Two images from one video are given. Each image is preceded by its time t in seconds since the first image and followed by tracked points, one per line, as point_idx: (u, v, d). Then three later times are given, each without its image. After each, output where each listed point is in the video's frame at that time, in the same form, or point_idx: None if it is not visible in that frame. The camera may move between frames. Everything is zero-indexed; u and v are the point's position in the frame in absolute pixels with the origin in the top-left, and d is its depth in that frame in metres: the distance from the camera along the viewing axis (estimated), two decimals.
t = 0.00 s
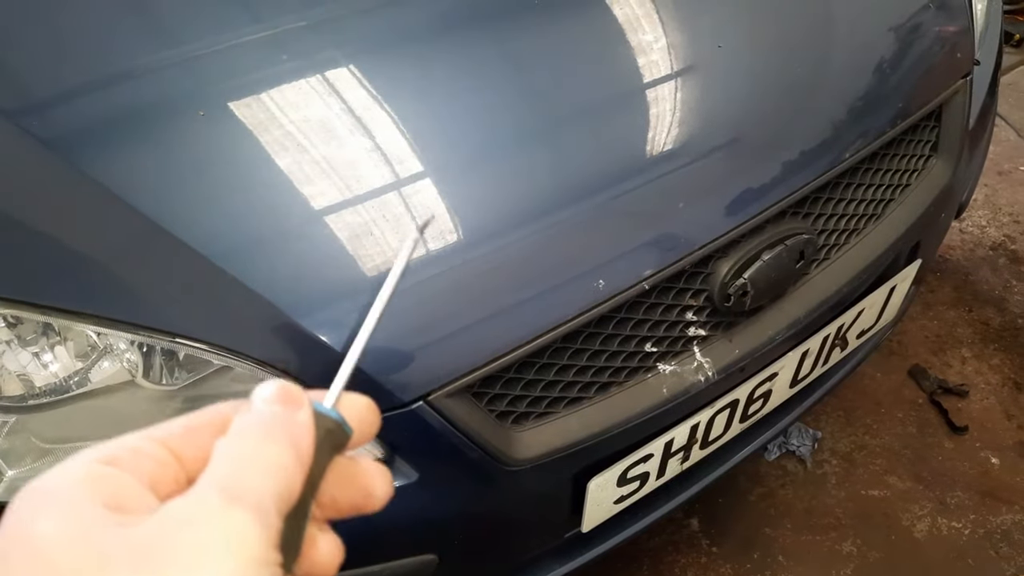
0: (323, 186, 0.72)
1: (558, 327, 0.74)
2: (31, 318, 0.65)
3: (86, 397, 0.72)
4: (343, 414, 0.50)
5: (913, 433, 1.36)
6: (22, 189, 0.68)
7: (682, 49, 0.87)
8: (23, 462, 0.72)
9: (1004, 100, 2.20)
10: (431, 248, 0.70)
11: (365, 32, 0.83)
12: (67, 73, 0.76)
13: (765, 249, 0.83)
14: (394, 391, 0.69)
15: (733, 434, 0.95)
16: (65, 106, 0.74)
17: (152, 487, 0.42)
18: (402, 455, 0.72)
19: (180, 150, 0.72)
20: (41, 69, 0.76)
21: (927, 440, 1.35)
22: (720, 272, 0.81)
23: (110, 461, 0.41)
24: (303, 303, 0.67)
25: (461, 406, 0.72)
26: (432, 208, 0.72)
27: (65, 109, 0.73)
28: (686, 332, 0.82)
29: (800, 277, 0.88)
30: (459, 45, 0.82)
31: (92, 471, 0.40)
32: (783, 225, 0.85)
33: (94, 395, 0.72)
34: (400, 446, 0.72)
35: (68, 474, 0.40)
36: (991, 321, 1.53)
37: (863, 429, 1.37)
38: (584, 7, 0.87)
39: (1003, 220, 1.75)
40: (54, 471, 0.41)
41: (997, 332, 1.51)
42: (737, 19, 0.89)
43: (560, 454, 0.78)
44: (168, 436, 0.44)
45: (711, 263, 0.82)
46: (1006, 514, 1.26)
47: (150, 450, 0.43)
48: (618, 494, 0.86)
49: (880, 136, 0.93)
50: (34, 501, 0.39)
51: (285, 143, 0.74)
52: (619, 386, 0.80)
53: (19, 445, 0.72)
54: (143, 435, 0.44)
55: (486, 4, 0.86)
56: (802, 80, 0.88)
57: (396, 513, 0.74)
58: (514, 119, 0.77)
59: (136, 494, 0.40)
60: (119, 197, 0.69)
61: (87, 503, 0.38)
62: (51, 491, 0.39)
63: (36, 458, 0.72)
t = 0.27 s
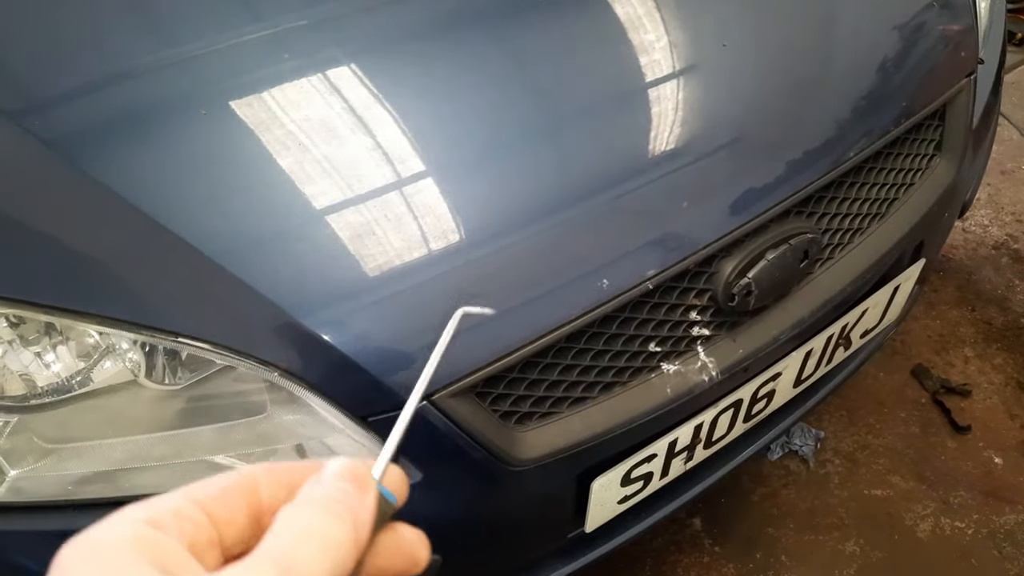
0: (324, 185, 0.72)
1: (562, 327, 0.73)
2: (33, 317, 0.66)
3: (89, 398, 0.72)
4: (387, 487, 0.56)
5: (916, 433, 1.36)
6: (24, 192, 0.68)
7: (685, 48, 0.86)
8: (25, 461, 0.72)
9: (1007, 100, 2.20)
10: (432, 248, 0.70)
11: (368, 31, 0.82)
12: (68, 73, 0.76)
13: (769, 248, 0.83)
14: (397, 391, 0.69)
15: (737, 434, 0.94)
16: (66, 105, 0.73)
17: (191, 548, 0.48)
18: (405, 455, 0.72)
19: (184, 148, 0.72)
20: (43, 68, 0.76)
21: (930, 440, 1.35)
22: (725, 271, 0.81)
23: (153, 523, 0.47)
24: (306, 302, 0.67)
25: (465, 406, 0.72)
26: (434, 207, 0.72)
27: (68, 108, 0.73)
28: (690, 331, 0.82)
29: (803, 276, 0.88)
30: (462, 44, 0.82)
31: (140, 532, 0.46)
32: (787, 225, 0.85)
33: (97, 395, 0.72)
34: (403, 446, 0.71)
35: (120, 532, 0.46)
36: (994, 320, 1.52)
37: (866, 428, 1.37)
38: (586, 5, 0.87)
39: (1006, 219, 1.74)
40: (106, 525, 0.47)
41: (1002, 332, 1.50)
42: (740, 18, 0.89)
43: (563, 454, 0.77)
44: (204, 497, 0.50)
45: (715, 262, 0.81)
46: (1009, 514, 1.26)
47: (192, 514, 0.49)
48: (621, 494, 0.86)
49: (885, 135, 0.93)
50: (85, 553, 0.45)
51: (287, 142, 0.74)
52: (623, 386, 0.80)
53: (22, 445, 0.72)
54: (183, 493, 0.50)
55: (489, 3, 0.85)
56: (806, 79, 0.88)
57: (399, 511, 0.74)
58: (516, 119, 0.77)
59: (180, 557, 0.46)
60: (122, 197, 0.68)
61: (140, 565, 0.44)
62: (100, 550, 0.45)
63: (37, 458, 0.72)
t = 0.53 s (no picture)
0: (327, 183, 0.71)
1: (570, 325, 0.74)
2: (41, 314, 0.66)
3: (95, 395, 0.72)
4: None
5: (919, 431, 1.36)
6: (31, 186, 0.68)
7: (689, 46, 0.86)
8: (32, 459, 0.73)
9: (1010, 98, 2.19)
10: (435, 247, 0.70)
11: (372, 28, 0.82)
12: (73, 70, 0.76)
13: (776, 246, 0.83)
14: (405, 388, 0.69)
15: (743, 433, 0.94)
16: (71, 102, 0.73)
17: None
18: (413, 452, 0.72)
19: (189, 145, 0.71)
20: (47, 65, 0.76)
21: (934, 438, 1.35)
22: (732, 269, 0.81)
23: None
24: (311, 301, 0.67)
25: (473, 404, 0.72)
26: (438, 206, 0.71)
27: (72, 104, 0.73)
28: (697, 329, 0.82)
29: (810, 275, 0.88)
30: (467, 41, 0.82)
31: None
32: (794, 223, 0.85)
33: (103, 392, 0.72)
34: (411, 443, 0.71)
35: None
36: (997, 318, 1.52)
37: (869, 426, 1.36)
38: (590, 3, 0.87)
39: (1009, 217, 1.74)
40: None
41: (1003, 330, 1.50)
42: (745, 16, 0.89)
43: (571, 453, 0.77)
44: None
45: (722, 260, 0.81)
46: (1013, 512, 1.25)
47: None
48: (628, 492, 0.86)
49: (892, 133, 0.93)
50: None
51: (290, 140, 0.73)
52: (630, 383, 0.79)
53: (29, 442, 0.72)
54: None
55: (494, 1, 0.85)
56: (810, 77, 0.88)
57: (407, 509, 0.74)
58: (521, 118, 0.77)
59: None
60: (128, 192, 0.68)
61: None
62: None
63: (44, 456, 0.73)
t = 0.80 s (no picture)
0: (329, 181, 0.72)
1: (581, 320, 0.74)
2: (53, 310, 0.66)
3: (107, 390, 0.72)
4: None
5: (919, 425, 1.36)
6: (41, 182, 0.68)
7: (689, 45, 0.86)
8: (44, 454, 0.72)
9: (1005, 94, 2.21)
10: (438, 245, 0.70)
11: (379, 27, 0.82)
12: (83, 67, 0.76)
13: (782, 242, 0.83)
14: (419, 383, 0.69)
15: (748, 427, 0.94)
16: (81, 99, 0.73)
17: None
18: (424, 447, 0.73)
19: (199, 143, 0.72)
20: (57, 62, 0.76)
21: (933, 432, 1.36)
22: (739, 265, 0.81)
23: None
24: (322, 298, 0.67)
25: (485, 398, 0.72)
26: (440, 204, 0.72)
27: (83, 102, 0.73)
28: (704, 325, 0.82)
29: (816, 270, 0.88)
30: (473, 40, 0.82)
31: None
32: (800, 219, 0.85)
33: (115, 388, 0.72)
34: (422, 437, 0.72)
35: None
36: (995, 313, 1.53)
37: (869, 421, 1.37)
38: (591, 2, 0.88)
39: (1005, 214, 1.75)
40: None
41: (1003, 325, 1.51)
42: (747, 15, 0.89)
43: (580, 447, 0.78)
44: None
45: (730, 256, 0.82)
46: (1012, 506, 1.27)
47: None
48: (635, 485, 0.86)
49: (896, 130, 0.94)
50: None
51: (293, 138, 0.73)
52: (638, 378, 0.80)
53: (41, 437, 0.72)
54: None
55: None
56: (813, 76, 0.89)
57: (418, 503, 0.74)
58: (527, 117, 0.77)
59: None
60: (141, 190, 0.68)
61: None
62: None
63: (56, 451, 0.72)
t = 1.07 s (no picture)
0: (324, 180, 0.69)
1: (597, 317, 0.73)
2: (58, 312, 0.65)
3: (111, 394, 0.71)
4: None
5: (924, 420, 1.36)
6: (40, 179, 0.66)
7: (689, 38, 0.84)
8: (48, 459, 0.71)
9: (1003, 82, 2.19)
10: (438, 246, 0.68)
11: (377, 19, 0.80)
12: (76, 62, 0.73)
13: (795, 237, 0.82)
14: (432, 383, 0.68)
15: (759, 424, 0.93)
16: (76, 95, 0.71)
17: None
18: (436, 448, 0.71)
19: (200, 138, 0.69)
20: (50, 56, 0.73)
21: (938, 426, 1.35)
22: (752, 260, 0.80)
23: None
24: (326, 300, 0.65)
25: (498, 398, 0.71)
26: (438, 203, 0.70)
27: (78, 98, 0.71)
28: (717, 321, 0.81)
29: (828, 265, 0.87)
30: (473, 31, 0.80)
31: None
32: (813, 213, 0.84)
33: (119, 391, 0.71)
34: (435, 438, 0.71)
35: None
36: (998, 306, 1.52)
37: (874, 416, 1.36)
38: None
39: (1006, 206, 1.74)
40: None
41: (1006, 318, 1.50)
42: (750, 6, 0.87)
43: (593, 447, 0.77)
44: None
45: (743, 251, 0.80)
46: (1018, 499, 1.26)
47: None
48: (647, 484, 0.85)
49: (907, 122, 0.93)
50: None
51: (287, 134, 0.71)
52: (652, 376, 0.79)
53: (45, 442, 0.71)
54: None
55: None
56: (822, 68, 0.87)
57: (429, 505, 0.73)
58: (532, 110, 0.75)
59: None
60: (144, 186, 0.67)
61: None
62: None
63: (60, 456, 0.71)
